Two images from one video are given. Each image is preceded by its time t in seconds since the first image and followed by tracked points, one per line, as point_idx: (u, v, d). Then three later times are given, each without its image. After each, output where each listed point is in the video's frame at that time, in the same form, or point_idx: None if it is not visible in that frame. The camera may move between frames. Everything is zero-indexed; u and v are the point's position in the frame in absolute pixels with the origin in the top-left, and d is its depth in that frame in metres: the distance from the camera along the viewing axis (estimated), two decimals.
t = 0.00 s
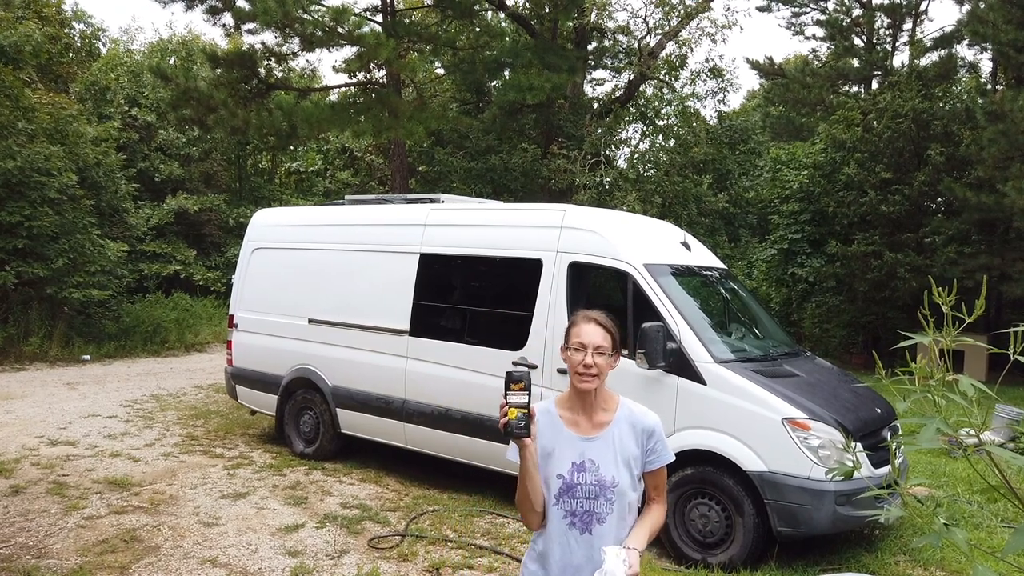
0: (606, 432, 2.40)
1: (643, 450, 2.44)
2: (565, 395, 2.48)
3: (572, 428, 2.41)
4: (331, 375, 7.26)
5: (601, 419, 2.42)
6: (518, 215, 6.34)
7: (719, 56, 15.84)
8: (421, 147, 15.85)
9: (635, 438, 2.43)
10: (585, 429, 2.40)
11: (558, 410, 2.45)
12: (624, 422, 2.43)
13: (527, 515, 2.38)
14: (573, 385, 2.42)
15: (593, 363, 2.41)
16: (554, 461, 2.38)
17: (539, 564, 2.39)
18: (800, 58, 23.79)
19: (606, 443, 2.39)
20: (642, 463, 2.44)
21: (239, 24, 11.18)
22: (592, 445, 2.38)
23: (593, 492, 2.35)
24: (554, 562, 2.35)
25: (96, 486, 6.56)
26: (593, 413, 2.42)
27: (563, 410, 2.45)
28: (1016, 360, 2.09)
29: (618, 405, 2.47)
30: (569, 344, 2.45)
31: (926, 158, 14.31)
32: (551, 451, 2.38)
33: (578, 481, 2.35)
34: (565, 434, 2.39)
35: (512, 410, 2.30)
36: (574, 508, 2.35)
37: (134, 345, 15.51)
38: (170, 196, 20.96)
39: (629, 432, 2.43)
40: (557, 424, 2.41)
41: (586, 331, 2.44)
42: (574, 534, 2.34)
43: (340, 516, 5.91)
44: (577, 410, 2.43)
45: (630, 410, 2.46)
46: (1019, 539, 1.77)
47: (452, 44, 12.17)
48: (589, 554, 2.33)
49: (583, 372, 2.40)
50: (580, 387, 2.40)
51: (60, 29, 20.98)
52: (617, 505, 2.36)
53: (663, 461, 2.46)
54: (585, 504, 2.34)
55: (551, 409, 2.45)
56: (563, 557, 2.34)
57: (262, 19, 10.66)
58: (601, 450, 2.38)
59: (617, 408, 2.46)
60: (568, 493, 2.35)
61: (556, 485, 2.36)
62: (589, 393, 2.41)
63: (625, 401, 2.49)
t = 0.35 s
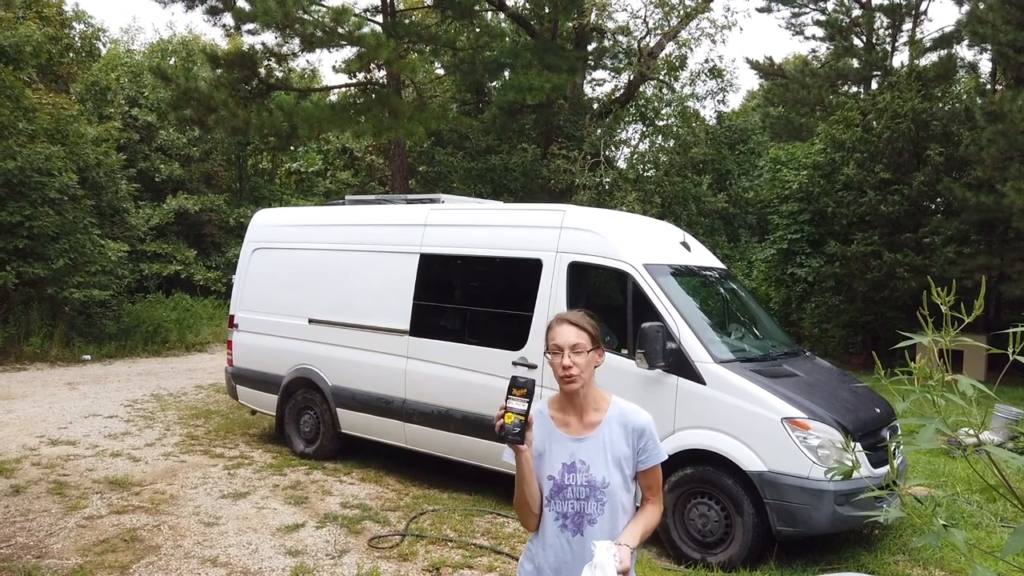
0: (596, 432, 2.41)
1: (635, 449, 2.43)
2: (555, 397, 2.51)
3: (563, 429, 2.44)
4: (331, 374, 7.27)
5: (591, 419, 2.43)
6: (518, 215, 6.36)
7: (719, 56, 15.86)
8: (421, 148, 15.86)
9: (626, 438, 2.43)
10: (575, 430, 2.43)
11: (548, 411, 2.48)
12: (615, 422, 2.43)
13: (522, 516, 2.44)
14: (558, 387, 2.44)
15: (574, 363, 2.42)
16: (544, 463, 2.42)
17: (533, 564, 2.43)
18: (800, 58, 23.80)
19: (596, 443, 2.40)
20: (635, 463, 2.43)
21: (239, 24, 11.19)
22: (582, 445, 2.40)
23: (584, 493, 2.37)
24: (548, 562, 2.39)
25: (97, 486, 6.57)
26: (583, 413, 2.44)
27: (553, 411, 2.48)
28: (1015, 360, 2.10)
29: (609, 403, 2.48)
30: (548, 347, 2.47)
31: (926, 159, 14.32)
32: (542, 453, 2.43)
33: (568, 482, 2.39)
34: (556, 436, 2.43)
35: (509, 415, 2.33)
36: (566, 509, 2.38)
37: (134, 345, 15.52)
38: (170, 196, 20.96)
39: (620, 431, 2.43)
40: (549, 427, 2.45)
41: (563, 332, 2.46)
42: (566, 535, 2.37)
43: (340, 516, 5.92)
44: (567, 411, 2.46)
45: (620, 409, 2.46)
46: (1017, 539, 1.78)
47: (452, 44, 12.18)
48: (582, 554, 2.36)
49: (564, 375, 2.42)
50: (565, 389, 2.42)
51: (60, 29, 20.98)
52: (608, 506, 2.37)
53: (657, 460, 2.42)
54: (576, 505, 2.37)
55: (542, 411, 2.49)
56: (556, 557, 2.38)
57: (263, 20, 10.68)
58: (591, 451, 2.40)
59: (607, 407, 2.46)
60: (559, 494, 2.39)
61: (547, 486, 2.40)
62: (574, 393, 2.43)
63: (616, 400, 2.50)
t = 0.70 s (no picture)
0: (592, 432, 2.42)
1: (630, 451, 2.44)
2: (553, 396, 2.51)
3: (559, 428, 2.44)
4: (332, 374, 7.27)
5: (588, 419, 2.44)
6: (519, 215, 6.36)
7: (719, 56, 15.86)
8: (421, 147, 15.84)
9: (621, 439, 2.44)
10: (571, 430, 2.43)
11: (544, 410, 2.48)
12: (610, 423, 2.44)
13: (516, 515, 2.44)
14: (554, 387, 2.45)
15: (574, 362, 2.42)
16: (539, 461, 2.42)
17: (527, 564, 2.43)
18: (800, 58, 23.80)
19: (592, 444, 2.41)
20: (629, 464, 2.44)
21: (240, 24, 11.19)
22: (577, 445, 2.40)
23: (578, 493, 2.37)
24: (540, 561, 2.38)
25: (97, 486, 6.56)
26: (580, 414, 2.45)
27: (550, 410, 2.48)
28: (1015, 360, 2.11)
29: (606, 404, 2.49)
30: (547, 346, 2.48)
31: (926, 159, 14.33)
32: (538, 452, 2.43)
33: (563, 481, 2.39)
34: (552, 435, 2.43)
35: (507, 411, 2.30)
36: (559, 508, 2.38)
37: (134, 345, 15.51)
38: (170, 196, 20.96)
39: (615, 432, 2.43)
40: (544, 426, 2.45)
41: (561, 332, 2.46)
42: (559, 534, 2.37)
43: (341, 516, 5.92)
44: (564, 411, 2.46)
45: (617, 410, 2.46)
46: (1017, 539, 1.79)
47: (452, 44, 12.18)
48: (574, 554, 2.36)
49: (562, 374, 2.42)
50: (563, 389, 2.43)
51: (60, 28, 20.98)
52: (602, 506, 2.37)
53: (651, 461, 2.44)
54: (570, 504, 2.37)
55: (538, 410, 2.48)
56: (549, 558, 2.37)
57: (263, 20, 10.68)
58: (586, 451, 2.40)
59: (604, 408, 2.47)
60: (553, 494, 2.39)
61: (541, 485, 2.40)
62: (569, 393, 2.43)
63: (612, 401, 2.50)
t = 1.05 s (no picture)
0: (595, 433, 2.38)
1: (632, 451, 2.40)
2: (555, 396, 2.48)
3: (561, 429, 2.41)
4: (331, 375, 7.24)
5: (591, 419, 2.41)
6: (518, 215, 6.33)
7: (719, 55, 15.83)
8: (420, 147, 15.80)
9: (624, 439, 2.40)
10: (573, 429, 2.40)
11: (546, 410, 2.45)
12: (613, 423, 2.40)
13: (516, 513, 2.41)
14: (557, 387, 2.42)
15: (575, 363, 2.40)
16: (541, 461, 2.38)
17: (526, 563, 2.39)
18: (800, 57, 23.76)
19: (594, 444, 2.37)
20: (632, 465, 2.40)
21: (238, 24, 11.17)
22: (580, 446, 2.36)
23: (580, 493, 2.33)
24: (540, 561, 2.35)
25: (95, 486, 6.54)
26: (583, 414, 2.41)
27: (551, 410, 2.45)
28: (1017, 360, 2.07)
29: (609, 405, 2.45)
30: (550, 346, 2.45)
31: (926, 158, 14.29)
32: (540, 451, 2.39)
33: (565, 481, 2.35)
34: (555, 435, 2.39)
35: (497, 415, 2.35)
36: (561, 508, 2.34)
37: (134, 345, 15.50)
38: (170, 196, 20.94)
39: (618, 433, 2.40)
40: (546, 425, 2.42)
41: (565, 332, 2.44)
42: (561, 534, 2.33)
43: (340, 516, 5.90)
44: (566, 412, 2.43)
45: (619, 411, 2.43)
46: (1019, 540, 1.76)
47: (451, 43, 12.15)
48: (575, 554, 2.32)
49: (566, 374, 2.39)
50: (566, 389, 2.40)
51: (60, 28, 20.98)
52: (604, 506, 2.33)
53: (654, 463, 2.41)
54: (572, 504, 2.33)
55: (540, 410, 2.45)
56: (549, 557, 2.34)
57: (261, 19, 10.65)
58: (589, 451, 2.36)
59: (607, 409, 2.44)
60: (554, 493, 2.35)
61: (542, 484, 2.37)
62: (572, 393, 2.40)
63: (615, 401, 2.47)
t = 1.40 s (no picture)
0: (598, 432, 2.42)
1: (636, 450, 2.44)
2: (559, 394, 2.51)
3: (565, 428, 2.44)
4: (332, 375, 7.27)
5: (594, 418, 2.44)
6: (519, 215, 6.36)
7: (718, 56, 15.87)
8: (421, 147, 15.82)
9: (627, 438, 2.44)
10: (576, 429, 2.43)
11: (549, 409, 2.48)
12: (616, 423, 2.44)
13: (519, 513, 2.43)
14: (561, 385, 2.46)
15: (581, 362, 2.43)
16: (544, 461, 2.41)
17: (530, 563, 2.41)
18: (800, 58, 23.80)
19: (598, 444, 2.41)
20: (635, 464, 2.44)
21: (239, 24, 11.20)
22: (583, 445, 2.40)
23: (584, 492, 2.36)
24: (544, 560, 2.37)
25: (97, 486, 6.56)
26: (586, 413, 2.45)
27: (555, 410, 2.48)
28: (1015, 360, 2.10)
29: (611, 404, 2.49)
30: (556, 344, 2.48)
31: (925, 159, 14.33)
32: (543, 450, 2.41)
33: (569, 481, 2.37)
34: (558, 435, 2.42)
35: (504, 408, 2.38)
36: (565, 507, 2.37)
37: (134, 345, 15.52)
38: (170, 196, 20.95)
39: (620, 432, 2.44)
40: (550, 424, 2.44)
41: (571, 330, 2.47)
42: (565, 533, 2.36)
43: (340, 516, 5.92)
44: (570, 411, 2.46)
45: (622, 410, 2.47)
46: (1016, 538, 1.79)
47: (452, 44, 12.18)
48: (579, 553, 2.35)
49: (571, 373, 2.42)
50: (570, 388, 2.43)
51: (60, 28, 21.00)
52: (607, 505, 2.37)
53: (657, 462, 2.45)
54: (576, 504, 2.36)
55: (543, 410, 2.48)
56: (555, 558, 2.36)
57: (263, 19, 10.67)
58: (593, 450, 2.40)
59: (610, 408, 2.47)
60: (559, 493, 2.38)
61: (546, 484, 2.39)
62: (576, 393, 2.43)
63: (617, 401, 2.51)
